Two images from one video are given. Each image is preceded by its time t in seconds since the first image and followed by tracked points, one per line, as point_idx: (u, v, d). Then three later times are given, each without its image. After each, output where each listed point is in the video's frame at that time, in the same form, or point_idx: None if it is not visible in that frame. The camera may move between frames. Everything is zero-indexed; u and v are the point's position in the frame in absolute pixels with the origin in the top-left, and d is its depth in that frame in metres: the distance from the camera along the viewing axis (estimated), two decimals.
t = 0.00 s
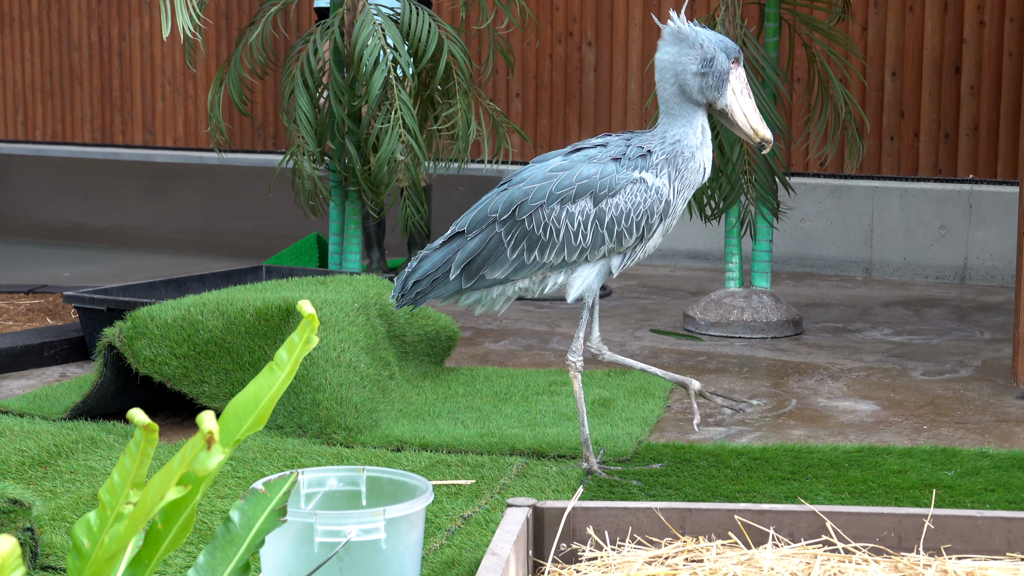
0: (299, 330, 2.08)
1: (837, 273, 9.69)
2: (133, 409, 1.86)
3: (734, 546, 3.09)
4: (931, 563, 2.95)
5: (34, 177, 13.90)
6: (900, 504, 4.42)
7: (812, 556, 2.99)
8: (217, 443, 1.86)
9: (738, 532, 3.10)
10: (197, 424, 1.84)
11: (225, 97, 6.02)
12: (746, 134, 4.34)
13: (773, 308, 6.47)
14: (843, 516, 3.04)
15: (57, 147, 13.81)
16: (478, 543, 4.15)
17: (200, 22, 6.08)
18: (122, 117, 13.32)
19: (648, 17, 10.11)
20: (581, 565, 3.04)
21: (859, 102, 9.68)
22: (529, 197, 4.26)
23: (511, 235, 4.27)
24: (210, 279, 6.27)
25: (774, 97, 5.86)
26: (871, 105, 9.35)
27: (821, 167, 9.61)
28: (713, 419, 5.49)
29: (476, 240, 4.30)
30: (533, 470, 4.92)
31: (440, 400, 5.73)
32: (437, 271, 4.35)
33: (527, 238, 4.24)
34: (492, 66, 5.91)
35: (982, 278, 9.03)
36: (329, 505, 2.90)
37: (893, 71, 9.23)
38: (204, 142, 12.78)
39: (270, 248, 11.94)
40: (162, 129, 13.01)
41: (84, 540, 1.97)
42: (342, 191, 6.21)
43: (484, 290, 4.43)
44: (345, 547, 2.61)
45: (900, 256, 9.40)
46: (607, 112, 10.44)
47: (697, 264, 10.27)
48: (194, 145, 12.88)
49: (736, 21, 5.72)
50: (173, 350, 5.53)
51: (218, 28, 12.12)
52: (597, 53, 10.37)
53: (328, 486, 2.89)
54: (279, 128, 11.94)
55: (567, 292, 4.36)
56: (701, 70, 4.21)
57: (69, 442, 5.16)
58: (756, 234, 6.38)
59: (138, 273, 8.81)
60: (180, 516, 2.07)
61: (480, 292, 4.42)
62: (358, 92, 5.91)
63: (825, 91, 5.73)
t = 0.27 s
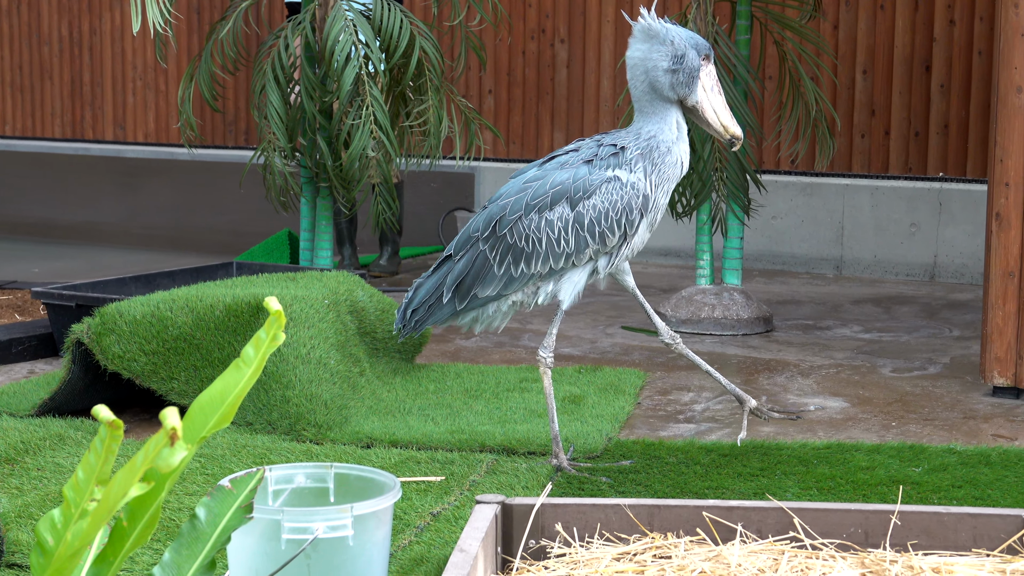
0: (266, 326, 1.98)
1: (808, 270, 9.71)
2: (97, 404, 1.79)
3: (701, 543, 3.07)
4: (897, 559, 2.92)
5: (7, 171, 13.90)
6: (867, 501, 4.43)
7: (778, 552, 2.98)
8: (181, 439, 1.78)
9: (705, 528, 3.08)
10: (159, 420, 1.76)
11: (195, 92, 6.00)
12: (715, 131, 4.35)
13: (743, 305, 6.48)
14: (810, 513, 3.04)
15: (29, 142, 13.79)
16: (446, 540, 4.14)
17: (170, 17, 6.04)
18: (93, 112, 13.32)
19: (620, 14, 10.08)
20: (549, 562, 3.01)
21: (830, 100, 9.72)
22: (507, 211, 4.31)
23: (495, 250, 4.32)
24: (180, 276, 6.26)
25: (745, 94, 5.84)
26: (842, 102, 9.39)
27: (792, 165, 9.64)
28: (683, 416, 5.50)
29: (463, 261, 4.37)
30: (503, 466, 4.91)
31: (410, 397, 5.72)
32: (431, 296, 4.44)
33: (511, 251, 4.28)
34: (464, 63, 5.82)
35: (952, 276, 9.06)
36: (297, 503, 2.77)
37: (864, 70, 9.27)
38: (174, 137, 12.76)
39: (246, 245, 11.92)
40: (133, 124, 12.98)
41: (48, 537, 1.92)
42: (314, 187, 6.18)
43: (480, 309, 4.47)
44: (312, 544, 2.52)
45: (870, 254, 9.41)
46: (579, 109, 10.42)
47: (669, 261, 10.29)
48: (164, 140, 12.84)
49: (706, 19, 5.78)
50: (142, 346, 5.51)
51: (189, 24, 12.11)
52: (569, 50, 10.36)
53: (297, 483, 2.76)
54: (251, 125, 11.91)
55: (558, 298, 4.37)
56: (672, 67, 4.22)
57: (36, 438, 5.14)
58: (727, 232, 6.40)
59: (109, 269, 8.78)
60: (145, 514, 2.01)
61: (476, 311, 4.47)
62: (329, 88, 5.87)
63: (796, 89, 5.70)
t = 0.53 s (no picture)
0: (234, 322, 1.96)
1: (780, 267, 9.73)
2: (63, 402, 1.73)
3: (672, 540, 3.06)
4: (866, 554, 2.92)
5: None
6: (838, 496, 4.43)
7: (747, 549, 2.98)
8: (146, 436, 1.73)
9: (676, 525, 3.07)
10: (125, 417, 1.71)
11: (166, 88, 5.97)
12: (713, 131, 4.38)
13: (714, 302, 6.48)
14: (781, 509, 3.05)
15: None
16: (417, 536, 4.10)
17: (140, 13, 5.99)
18: (63, 108, 13.27)
19: (591, 11, 10.07)
20: (520, 558, 2.99)
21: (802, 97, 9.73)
22: (516, 212, 4.28)
23: (505, 252, 4.28)
24: (150, 273, 6.22)
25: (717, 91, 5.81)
26: (813, 100, 9.40)
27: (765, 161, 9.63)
28: (655, 413, 5.50)
29: (472, 263, 4.32)
30: (474, 463, 4.89)
31: (380, 395, 5.70)
32: (442, 300, 4.39)
33: (521, 252, 4.25)
34: (436, 60, 5.77)
35: (922, 273, 9.11)
36: (266, 501, 2.79)
37: (835, 67, 9.28)
38: (146, 134, 12.73)
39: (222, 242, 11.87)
40: (104, 120, 12.93)
41: (13, 535, 1.84)
42: (285, 184, 6.16)
43: (490, 311, 4.44)
44: (282, 542, 2.54)
45: (841, 251, 9.44)
46: (551, 105, 10.40)
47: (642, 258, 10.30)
48: (136, 136, 12.78)
49: (677, 17, 5.88)
50: (112, 343, 5.46)
51: (161, 19, 12.15)
52: (542, 46, 10.34)
53: (266, 481, 2.79)
54: (223, 121, 12.01)
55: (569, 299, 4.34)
56: (672, 67, 4.25)
57: (5, 437, 5.10)
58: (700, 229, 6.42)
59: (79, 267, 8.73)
60: (113, 511, 1.96)
61: (486, 314, 4.43)
62: (300, 84, 5.83)
63: (767, 87, 5.66)
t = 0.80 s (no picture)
0: (203, 320, 1.83)
1: (753, 264, 9.72)
2: (30, 400, 1.65)
3: (644, 537, 3.04)
4: (836, 551, 2.91)
5: None
6: (809, 493, 4.44)
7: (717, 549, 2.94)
8: (116, 435, 1.64)
9: (647, 522, 3.05)
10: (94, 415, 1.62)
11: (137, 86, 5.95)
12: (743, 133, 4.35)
13: (687, 299, 6.49)
14: (751, 506, 3.00)
15: None
16: (390, 535, 4.07)
17: (111, 10, 5.96)
18: (35, 107, 13.24)
19: (564, 10, 10.07)
20: (492, 557, 2.97)
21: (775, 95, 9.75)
22: (544, 196, 4.24)
23: (530, 233, 4.23)
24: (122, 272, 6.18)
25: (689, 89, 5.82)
26: (786, 99, 9.43)
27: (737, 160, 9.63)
28: (628, 410, 5.50)
29: (496, 242, 4.27)
30: (447, 461, 4.87)
31: (353, 393, 5.68)
32: (461, 277, 4.32)
33: (545, 235, 4.20)
34: (408, 58, 5.73)
35: (894, 270, 9.17)
36: (238, 500, 2.77)
37: (807, 65, 9.32)
38: (118, 132, 12.70)
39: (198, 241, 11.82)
40: (76, 118, 12.89)
41: None
42: (258, 182, 6.14)
43: (508, 293, 4.39)
44: (253, 541, 2.52)
45: (813, 248, 9.45)
46: (524, 102, 10.38)
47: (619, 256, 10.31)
48: (107, 134, 12.73)
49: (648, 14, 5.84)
50: (83, 343, 5.40)
51: (133, 17, 12.16)
52: (514, 44, 10.34)
53: (237, 480, 2.76)
54: (195, 119, 12.02)
55: (589, 286, 4.31)
56: (711, 67, 4.18)
57: None
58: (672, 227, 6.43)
59: (50, 266, 8.67)
60: (81, 511, 1.87)
61: (505, 295, 4.38)
62: (273, 82, 5.80)
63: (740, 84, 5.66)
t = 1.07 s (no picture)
0: (174, 322, 2.10)
1: (725, 262, 9.72)
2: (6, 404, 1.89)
3: (618, 534, 3.02)
4: (809, 547, 2.90)
5: None
6: (782, 489, 4.45)
7: (695, 546, 2.93)
8: (86, 437, 1.86)
9: (620, 518, 3.04)
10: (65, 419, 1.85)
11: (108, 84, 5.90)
12: (765, 125, 4.41)
13: (661, 296, 6.49)
14: (725, 502, 3.01)
15: None
16: (364, 533, 4.03)
17: (81, 8, 5.91)
18: (4, 105, 13.15)
19: (537, 8, 10.06)
20: (468, 555, 2.95)
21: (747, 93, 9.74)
22: (573, 175, 4.19)
23: (557, 212, 4.17)
24: (93, 272, 6.12)
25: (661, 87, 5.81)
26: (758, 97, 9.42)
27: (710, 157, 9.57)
28: (601, 407, 5.50)
29: (522, 220, 4.19)
30: (421, 459, 4.85)
31: (326, 391, 5.65)
32: (485, 254, 4.23)
33: (572, 215, 4.15)
34: (381, 55, 5.70)
35: (866, 266, 9.21)
36: (210, 499, 2.83)
37: (779, 62, 9.32)
38: (89, 130, 12.66)
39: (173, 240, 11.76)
40: (46, 116, 12.79)
41: None
42: (230, 180, 6.11)
43: (528, 273, 4.31)
44: (227, 540, 2.54)
45: (786, 245, 9.48)
46: (497, 100, 10.37)
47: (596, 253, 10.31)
48: (79, 132, 12.70)
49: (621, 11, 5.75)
50: (54, 342, 5.34)
51: (103, 15, 12.12)
52: (487, 42, 10.31)
53: (211, 479, 2.82)
54: (167, 117, 11.84)
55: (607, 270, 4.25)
56: (739, 59, 4.23)
57: None
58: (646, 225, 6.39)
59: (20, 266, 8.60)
60: (52, 512, 2.05)
61: (526, 275, 4.30)
62: (244, 80, 5.77)
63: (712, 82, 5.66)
